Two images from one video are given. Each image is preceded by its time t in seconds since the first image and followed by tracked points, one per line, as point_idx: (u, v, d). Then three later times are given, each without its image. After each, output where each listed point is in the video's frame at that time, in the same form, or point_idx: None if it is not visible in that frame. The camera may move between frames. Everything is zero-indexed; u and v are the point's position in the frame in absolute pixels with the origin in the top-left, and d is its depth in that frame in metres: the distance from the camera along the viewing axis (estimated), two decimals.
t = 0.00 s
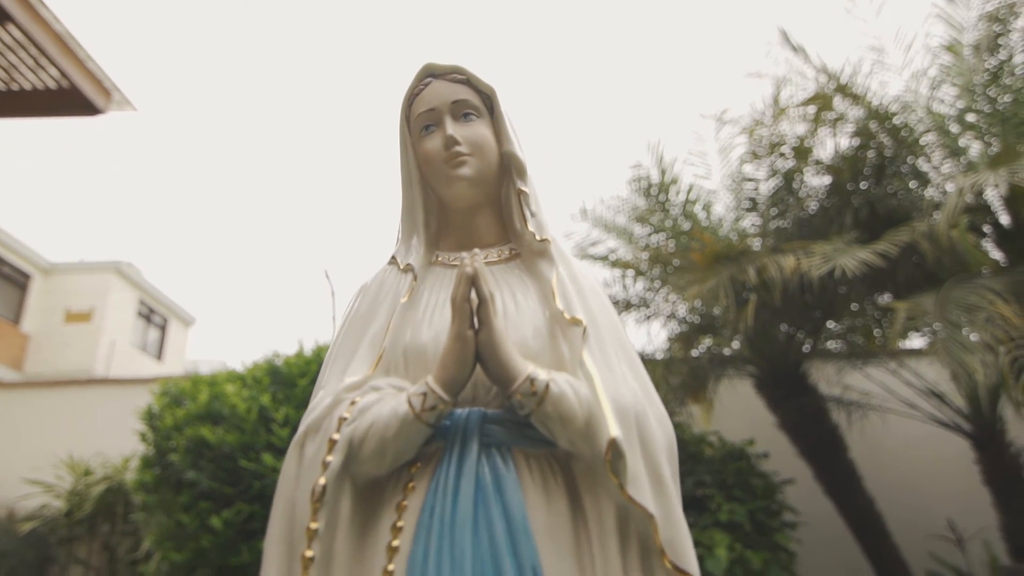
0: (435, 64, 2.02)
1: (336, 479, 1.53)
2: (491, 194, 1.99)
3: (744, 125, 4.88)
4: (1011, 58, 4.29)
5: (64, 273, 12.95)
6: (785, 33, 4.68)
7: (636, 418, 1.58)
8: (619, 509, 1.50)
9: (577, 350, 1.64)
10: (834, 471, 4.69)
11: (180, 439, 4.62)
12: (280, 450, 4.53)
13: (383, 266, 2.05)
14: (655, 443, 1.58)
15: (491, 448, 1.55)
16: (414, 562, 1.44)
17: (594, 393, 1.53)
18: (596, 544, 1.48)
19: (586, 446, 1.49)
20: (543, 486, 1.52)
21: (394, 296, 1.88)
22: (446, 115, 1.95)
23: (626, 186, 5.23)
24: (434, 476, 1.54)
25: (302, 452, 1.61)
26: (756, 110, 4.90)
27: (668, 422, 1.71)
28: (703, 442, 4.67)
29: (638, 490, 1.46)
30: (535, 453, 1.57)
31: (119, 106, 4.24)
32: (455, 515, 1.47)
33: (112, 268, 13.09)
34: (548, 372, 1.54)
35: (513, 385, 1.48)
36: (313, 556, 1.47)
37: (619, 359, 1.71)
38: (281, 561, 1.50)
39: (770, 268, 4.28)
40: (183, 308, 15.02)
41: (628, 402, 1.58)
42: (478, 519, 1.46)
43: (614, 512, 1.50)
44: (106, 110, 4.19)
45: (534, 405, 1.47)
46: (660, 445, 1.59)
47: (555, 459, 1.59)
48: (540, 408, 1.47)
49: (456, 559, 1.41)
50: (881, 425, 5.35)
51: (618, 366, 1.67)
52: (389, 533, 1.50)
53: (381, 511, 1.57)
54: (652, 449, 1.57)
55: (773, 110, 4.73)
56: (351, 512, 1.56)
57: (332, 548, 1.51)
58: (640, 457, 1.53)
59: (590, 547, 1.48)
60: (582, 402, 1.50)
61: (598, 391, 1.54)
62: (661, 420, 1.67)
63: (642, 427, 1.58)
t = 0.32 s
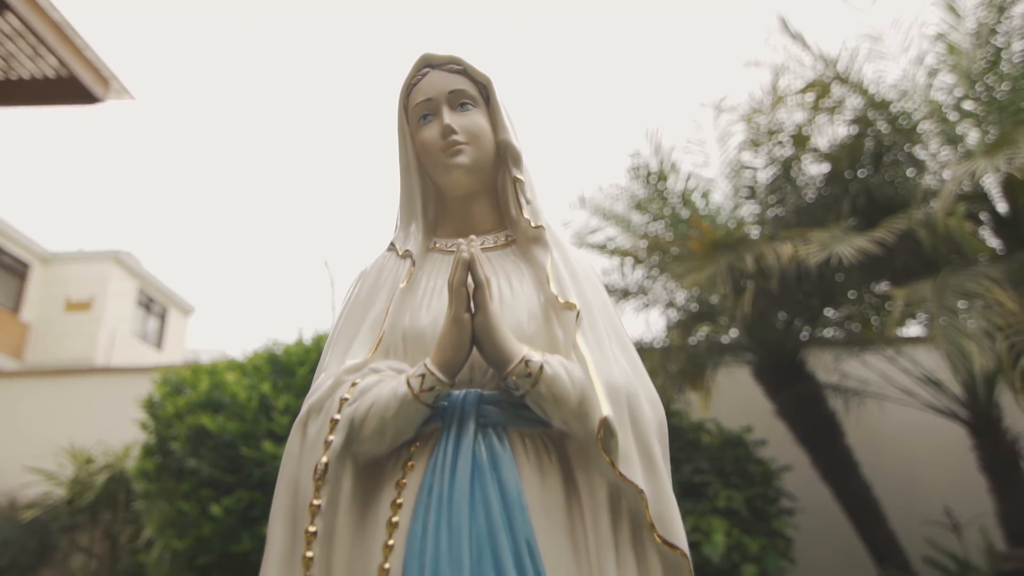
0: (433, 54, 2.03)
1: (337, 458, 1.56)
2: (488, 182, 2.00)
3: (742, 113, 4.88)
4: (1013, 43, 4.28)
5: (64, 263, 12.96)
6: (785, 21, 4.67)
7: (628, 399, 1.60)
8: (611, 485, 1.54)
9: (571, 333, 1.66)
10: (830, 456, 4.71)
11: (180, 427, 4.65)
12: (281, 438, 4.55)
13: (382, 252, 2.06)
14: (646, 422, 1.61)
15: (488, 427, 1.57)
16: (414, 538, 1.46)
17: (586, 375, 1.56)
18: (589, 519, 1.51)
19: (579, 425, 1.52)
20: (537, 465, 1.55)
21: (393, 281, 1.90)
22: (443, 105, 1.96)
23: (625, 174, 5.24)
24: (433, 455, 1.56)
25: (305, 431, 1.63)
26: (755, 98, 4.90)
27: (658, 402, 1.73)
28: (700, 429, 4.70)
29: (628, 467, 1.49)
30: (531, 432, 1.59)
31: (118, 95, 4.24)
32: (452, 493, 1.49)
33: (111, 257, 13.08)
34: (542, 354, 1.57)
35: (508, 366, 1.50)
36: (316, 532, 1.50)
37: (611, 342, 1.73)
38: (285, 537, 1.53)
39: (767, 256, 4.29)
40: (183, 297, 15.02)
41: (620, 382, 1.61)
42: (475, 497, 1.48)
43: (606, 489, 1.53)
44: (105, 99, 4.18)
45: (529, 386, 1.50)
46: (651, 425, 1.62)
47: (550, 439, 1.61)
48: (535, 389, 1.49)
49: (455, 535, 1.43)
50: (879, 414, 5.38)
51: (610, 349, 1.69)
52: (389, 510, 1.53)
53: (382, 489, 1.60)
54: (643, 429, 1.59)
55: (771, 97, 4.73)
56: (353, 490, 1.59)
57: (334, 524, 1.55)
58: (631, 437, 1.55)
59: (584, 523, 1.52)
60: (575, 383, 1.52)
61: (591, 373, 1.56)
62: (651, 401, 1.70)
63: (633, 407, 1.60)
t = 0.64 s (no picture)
0: (435, 48, 2.03)
1: (344, 440, 1.59)
2: (488, 174, 2.01)
3: (744, 104, 4.87)
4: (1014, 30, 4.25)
5: (68, 255, 13.01)
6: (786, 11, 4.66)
7: (624, 383, 1.63)
8: (608, 466, 1.57)
9: (569, 320, 1.68)
10: (831, 447, 4.70)
11: (185, 417, 4.69)
12: (285, 428, 4.59)
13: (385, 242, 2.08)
14: (642, 405, 1.63)
15: (489, 411, 1.59)
16: (416, 517, 1.49)
17: (584, 359, 1.58)
18: (587, 500, 1.54)
19: (577, 409, 1.55)
20: (536, 446, 1.57)
21: (396, 270, 1.92)
22: (445, 98, 1.97)
23: (627, 165, 5.25)
24: (436, 438, 1.59)
25: (312, 416, 1.65)
26: (756, 88, 4.90)
27: (654, 387, 1.76)
28: (701, 420, 4.72)
29: (625, 449, 1.52)
30: (530, 416, 1.61)
31: (120, 88, 4.24)
32: (454, 474, 1.51)
33: (114, 249, 13.09)
34: (540, 339, 1.59)
35: (507, 351, 1.52)
36: (324, 510, 1.52)
37: (608, 329, 1.75)
38: (293, 516, 1.55)
39: (768, 246, 4.31)
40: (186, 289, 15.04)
41: (617, 367, 1.63)
42: (476, 477, 1.51)
43: (604, 469, 1.56)
44: (107, 92, 4.19)
45: (529, 370, 1.52)
46: (647, 408, 1.64)
47: (549, 422, 1.63)
48: (534, 373, 1.52)
49: (457, 514, 1.45)
50: (880, 404, 5.40)
51: (607, 335, 1.71)
52: (394, 490, 1.55)
53: (386, 470, 1.62)
54: (640, 412, 1.62)
55: (773, 87, 4.72)
56: (359, 471, 1.61)
57: (341, 503, 1.57)
58: (628, 419, 1.58)
59: (582, 503, 1.54)
60: (573, 367, 1.55)
61: (588, 358, 1.58)
62: (647, 385, 1.72)
63: (629, 390, 1.63)
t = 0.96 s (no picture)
0: (440, 42, 2.03)
1: (353, 424, 1.61)
2: (492, 165, 2.03)
3: (749, 93, 4.86)
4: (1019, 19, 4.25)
5: (75, 246, 13.06)
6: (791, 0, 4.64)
7: (625, 368, 1.65)
8: (609, 449, 1.59)
9: (571, 308, 1.70)
10: (836, 437, 4.69)
11: (192, 407, 4.73)
12: (291, 417, 4.62)
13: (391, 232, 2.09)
14: (642, 389, 1.65)
15: (494, 396, 1.61)
16: (424, 497, 1.51)
17: (586, 345, 1.60)
18: (589, 481, 1.56)
19: (579, 393, 1.57)
20: (540, 429, 1.59)
21: (403, 259, 1.94)
22: (450, 91, 1.98)
23: (632, 155, 5.24)
24: (442, 422, 1.61)
25: (323, 400, 1.68)
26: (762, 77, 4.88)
27: (654, 373, 1.78)
28: (705, 409, 4.74)
29: (625, 431, 1.54)
30: (534, 400, 1.63)
31: (125, 79, 4.25)
32: (460, 455, 1.54)
33: (121, 241, 13.12)
34: (544, 326, 1.61)
35: (511, 338, 1.54)
36: (334, 490, 1.56)
37: (610, 316, 1.77)
38: (305, 496, 1.58)
39: (773, 236, 4.31)
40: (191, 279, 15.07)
41: (618, 353, 1.65)
42: (482, 459, 1.53)
43: (605, 451, 1.58)
44: (113, 83, 4.20)
45: (532, 356, 1.54)
46: (647, 392, 1.66)
47: (552, 406, 1.65)
48: (538, 359, 1.54)
49: (463, 494, 1.48)
50: (885, 394, 5.41)
51: (608, 321, 1.73)
52: (401, 472, 1.58)
53: (394, 453, 1.65)
54: (639, 396, 1.64)
55: (777, 77, 4.70)
56: (368, 454, 1.64)
57: (351, 483, 1.60)
58: (628, 403, 1.60)
59: (584, 484, 1.57)
60: (576, 353, 1.57)
61: (590, 344, 1.60)
62: (647, 370, 1.74)
63: (630, 375, 1.65)
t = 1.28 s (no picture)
0: (443, 31, 2.04)
1: (361, 403, 1.64)
2: (495, 152, 2.04)
3: (752, 82, 4.85)
4: None
5: (78, 236, 13.10)
6: None
7: (624, 348, 1.67)
8: (608, 427, 1.61)
9: (571, 291, 1.72)
10: (838, 425, 4.71)
11: (198, 395, 4.77)
12: (295, 406, 4.66)
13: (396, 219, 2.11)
14: (641, 369, 1.67)
15: (497, 375, 1.64)
16: (429, 473, 1.54)
17: (586, 326, 1.62)
18: (589, 459, 1.58)
19: (579, 373, 1.59)
20: (541, 408, 1.61)
21: (409, 244, 1.96)
22: (454, 80, 1.99)
23: (635, 144, 5.24)
24: (446, 402, 1.63)
25: (331, 379, 1.70)
26: (765, 65, 4.87)
27: (653, 354, 1.80)
28: (708, 398, 4.76)
29: (624, 410, 1.56)
30: (536, 380, 1.65)
31: (129, 69, 4.26)
32: (464, 432, 1.56)
33: (124, 231, 13.14)
34: (545, 308, 1.63)
35: (513, 319, 1.56)
36: (344, 467, 1.58)
37: (609, 300, 1.79)
38: (315, 472, 1.60)
39: (775, 225, 4.31)
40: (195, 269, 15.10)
41: (617, 334, 1.67)
42: (485, 435, 1.55)
43: (604, 429, 1.60)
44: (117, 73, 4.20)
45: (534, 337, 1.56)
46: (646, 372, 1.68)
47: (554, 385, 1.67)
48: (539, 340, 1.56)
49: (467, 469, 1.50)
50: (887, 382, 5.42)
51: (607, 303, 1.75)
52: (407, 449, 1.60)
53: (400, 431, 1.67)
54: (638, 375, 1.66)
55: (781, 65, 4.69)
56: (376, 432, 1.66)
57: (359, 460, 1.63)
58: (627, 382, 1.62)
59: (584, 462, 1.59)
60: (576, 334, 1.58)
61: (590, 325, 1.62)
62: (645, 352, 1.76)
63: (629, 355, 1.67)
